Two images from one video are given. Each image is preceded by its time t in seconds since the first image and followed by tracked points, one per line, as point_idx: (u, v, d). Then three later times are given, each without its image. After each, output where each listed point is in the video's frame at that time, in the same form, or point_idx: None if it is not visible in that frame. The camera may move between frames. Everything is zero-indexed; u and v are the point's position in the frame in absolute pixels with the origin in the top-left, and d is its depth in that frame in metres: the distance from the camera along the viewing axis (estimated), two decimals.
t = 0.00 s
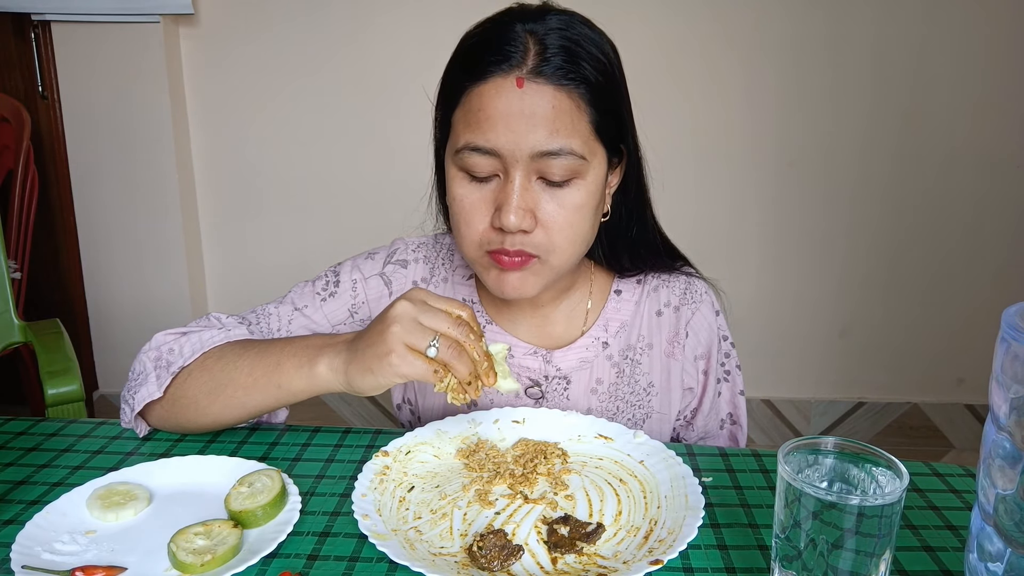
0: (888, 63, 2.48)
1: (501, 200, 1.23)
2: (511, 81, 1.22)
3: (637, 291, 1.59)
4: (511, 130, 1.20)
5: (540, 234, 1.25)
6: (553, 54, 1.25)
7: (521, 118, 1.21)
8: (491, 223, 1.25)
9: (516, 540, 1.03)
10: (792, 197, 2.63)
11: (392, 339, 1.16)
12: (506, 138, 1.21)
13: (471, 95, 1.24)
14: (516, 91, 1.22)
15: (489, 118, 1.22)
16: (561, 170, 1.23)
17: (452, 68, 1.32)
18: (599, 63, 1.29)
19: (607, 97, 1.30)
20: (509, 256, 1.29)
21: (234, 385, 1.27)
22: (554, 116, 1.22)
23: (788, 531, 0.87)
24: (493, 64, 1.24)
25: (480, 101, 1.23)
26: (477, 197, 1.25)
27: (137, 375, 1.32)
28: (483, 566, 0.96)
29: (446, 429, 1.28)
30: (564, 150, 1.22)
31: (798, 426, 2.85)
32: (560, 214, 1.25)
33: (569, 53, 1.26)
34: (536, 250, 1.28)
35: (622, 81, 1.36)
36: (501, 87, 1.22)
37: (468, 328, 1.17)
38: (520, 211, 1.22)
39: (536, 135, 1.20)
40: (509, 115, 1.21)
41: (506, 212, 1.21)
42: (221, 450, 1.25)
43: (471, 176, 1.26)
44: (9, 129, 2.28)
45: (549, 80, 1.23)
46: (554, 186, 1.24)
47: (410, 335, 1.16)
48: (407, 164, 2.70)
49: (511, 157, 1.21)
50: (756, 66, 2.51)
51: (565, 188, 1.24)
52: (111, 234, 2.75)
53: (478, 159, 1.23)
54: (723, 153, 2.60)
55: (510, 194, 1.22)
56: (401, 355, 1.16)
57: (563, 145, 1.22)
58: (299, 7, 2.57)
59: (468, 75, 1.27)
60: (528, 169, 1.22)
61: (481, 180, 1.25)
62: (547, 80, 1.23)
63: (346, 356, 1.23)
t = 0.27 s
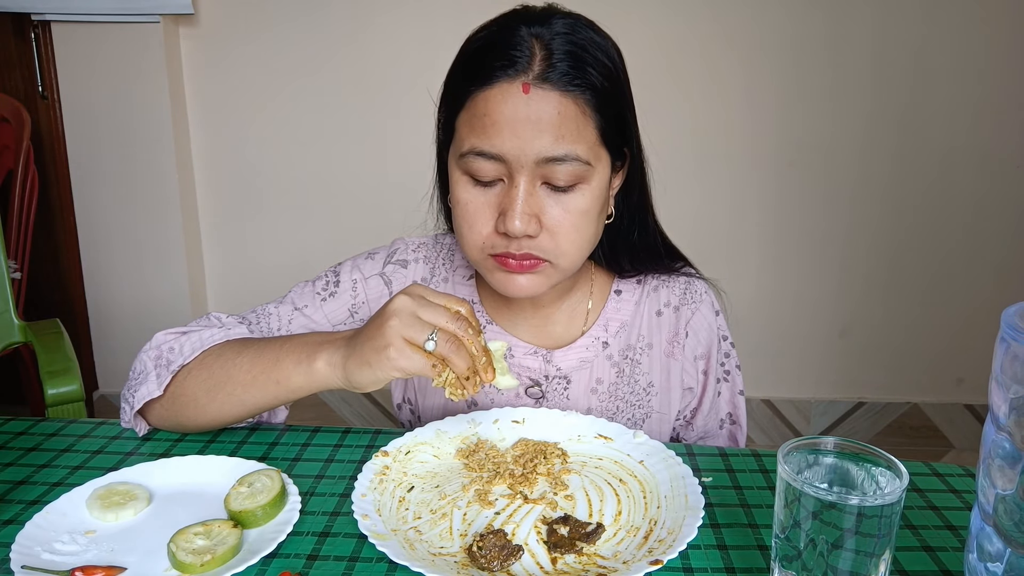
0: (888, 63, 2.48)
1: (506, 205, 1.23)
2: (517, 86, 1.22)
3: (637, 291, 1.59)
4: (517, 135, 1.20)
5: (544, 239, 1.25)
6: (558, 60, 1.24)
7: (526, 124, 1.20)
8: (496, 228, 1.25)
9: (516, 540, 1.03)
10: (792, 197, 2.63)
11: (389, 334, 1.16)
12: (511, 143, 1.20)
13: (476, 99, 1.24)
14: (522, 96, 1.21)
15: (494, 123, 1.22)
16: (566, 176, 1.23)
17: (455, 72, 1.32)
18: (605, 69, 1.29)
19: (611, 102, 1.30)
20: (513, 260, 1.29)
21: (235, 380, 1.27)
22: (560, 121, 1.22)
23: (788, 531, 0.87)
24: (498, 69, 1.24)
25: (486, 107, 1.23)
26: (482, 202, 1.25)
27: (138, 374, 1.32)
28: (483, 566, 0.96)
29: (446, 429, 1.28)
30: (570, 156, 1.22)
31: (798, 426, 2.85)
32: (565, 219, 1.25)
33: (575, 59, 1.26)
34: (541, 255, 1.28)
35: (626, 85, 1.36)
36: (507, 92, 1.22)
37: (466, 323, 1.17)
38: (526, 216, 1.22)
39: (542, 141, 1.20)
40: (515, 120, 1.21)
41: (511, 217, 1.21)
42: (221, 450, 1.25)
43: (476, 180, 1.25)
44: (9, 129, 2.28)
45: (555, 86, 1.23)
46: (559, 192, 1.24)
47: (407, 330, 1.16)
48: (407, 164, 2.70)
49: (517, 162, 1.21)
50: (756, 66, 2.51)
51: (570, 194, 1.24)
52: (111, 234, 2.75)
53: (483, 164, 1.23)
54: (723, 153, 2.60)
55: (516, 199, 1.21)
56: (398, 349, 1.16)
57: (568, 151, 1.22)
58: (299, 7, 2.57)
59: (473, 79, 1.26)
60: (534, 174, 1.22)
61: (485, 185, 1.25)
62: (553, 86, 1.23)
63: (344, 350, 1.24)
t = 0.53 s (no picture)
0: (889, 63, 2.48)
1: (509, 210, 1.23)
2: (520, 92, 1.22)
3: (637, 292, 1.59)
4: (520, 141, 1.20)
5: (546, 243, 1.26)
6: (561, 65, 1.24)
7: (529, 130, 1.20)
8: (498, 232, 1.25)
9: (516, 540, 1.03)
10: (792, 197, 2.63)
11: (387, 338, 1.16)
12: (514, 148, 1.20)
13: (479, 104, 1.24)
14: (525, 102, 1.21)
15: (497, 128, 1.21)
16: (569, 181, 1.23)
17: (458, 76, 1.31)
18: (607, 74, 1.29)
19: (613, 106, 1.30)
20: (514, 264, 1.29)
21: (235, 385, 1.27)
22: (563, 127, 1.21)
23: (788, 531, 0.87)
24: (501, 74, 1.23)
25: (488, 112, 1.22)
26: (485, 206, 1.25)
27: (139, 375, 1.33)
28: (483, 566, 0.96)
29: (446, 429, 1.28)
30: (572, 162, 1.22)
31: (798, 426, 2.85)
32: (567, 224, 1.25)
33: (577, 63, 1.25)
34: (543, 259, 1.28)
35: (628, 89, 1.36)
36: (509, 98, 1.22)
37: (465, 332, 1.18)
38: (528, 221, 1.22)
39: (545, 147, 1.20)
40: (518, 126, 1.20)
41: (513, 222, 1.21)
42: (221, 450, 1.25)
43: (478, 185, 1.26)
44: (9, 129, 2.28)
45: (558, 92, 1.23)
46: (562, 197, 1.24)
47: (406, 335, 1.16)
48: (407, 164, 2.70)
49: (519, 168, 1.21)
50: (756, 66, 2.51)
51: (572, 199, 1.25)
52: (111, 234, 2.75)
53: (486, 169, 1.23)
54: (723, 153, 2.60)
55: (518, 204, 1.22)
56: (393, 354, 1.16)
57: (571, 157, 1.22)
58: (298, 7, 2.57)
59: (475, 83, 1.26)
60: (536, 179, 1.22)
61: (488, 190, 1.25)
62: (555, 92, 1.23)
63: (337, 356, 1.23)
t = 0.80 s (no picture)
0: (889, 63, 2.48)
1: (510, 215, 1.23)
2: (521, 97, 1.22)
3: (638, 291, 1.59)
4: (521, 146, 1.20)
5: (548, 248, 1.26)
6: (564, 71, 1.24)
7: (531, 135, 1.20)
8: (500, 236, 1.26)
9: (516, 540, 1.03)
10: (792, 197, 2.63)
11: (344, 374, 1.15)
12: (516, 154, 1.20)
13: (481, 109, 1.24)
14: (526, 107, 1.21)
15: (499, 133, 1.22)
16: (570, 186, 1.23)
17: (460, 80, 1.32)
18: (609, 79, 1.29)
19: (615, 111, 1.30)
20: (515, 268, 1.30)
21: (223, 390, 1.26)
22: (564, 133, 1.22)
23: (788, 531, 0.87)
24: (503, 79, 1.24)
25: (490, 117, 1.23)
26: (486, 211, 1.26)
27: (134, 376, 1.32)
28: (483, 566, 0.96)
29: (446, 429, 1.28)
30: (574, 167, 1.22)
31: (798, 425, 2.86)
32: (568, 229, 1.25)
33: (580, 69, 1.25)
34: (544, 263, 1.28)
35: (630, 93, 1.36)
36: (511, 103, 1.22)
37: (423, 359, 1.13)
38: (529, 226, 1.22)
39: (546, 152, 1.20)
40: (519, 131, 1.21)
41: (514, 227, 1.21)
42: (221, 450, 1.25)
43: (480, 189, 1.26)
44: (10, 129, 2.28)
45: (560, 98, 1.23)
46: (563, 202, 1.24)
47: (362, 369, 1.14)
48: (407, 164, 2.70)
49: (521, 173, 1.21)
50: (756, 66, 2.51)
51: (574, 203, 1.25)
52: (111, 234, 2.75)
53: (487, 174, 1.23)
54: (724, 153, 2.60)
55: (519, 209, 1.22)
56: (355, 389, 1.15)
57: (572, 162, 1.22)
58: (298, 7, 2.57)
59: (477, 88, 1.26)
60: (538, 185, 1.22)
61: (490, 194, 1.25)
62: (557, 98, 1.23)
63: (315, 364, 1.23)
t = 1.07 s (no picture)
0: (889, 63, 2.48)
1: (512, 220, 1.23)
2: (525, 103, 1.21)
3: (639, 291, 1.59)
4: (525, 153, 1.20)
5: (550, 253, 1.26)
6: (568, 77, 1.23)
7: (534, 142, 1.20)
8: (502, 241, 1.26)
9: (516, 540, 1.03)
10: (792, 197, 2.63)
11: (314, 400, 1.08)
12: (519, 160, 1.20)
13: (485, 114, 1.23)
14: (530, 114, 1.21)
15: (502, 139, 1.21)
16: (573, 194, 1.23)
17: (464, 82, 1.31)
18: (613, 84, 1.28)
19: (619, 116, 1.30)
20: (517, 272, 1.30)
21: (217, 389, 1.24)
22: (568, 140, 1.21)
23: (788, 531, 0.87)
24: (507, 85, 1.23)
25: (493, 122, 1.22)
26: (489, 215, 1.26)
27: (132, 375, 1.32)
28: (483, 566, 0.96)
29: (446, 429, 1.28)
30: (577, 174, 1.22)
31: (798, 425, 2.86)
32: (570, 234, 1.25)
33: (584, 75, 1.25)
34: (545, 268, 1.29)
35: (635, 96, 1.35)
36: (515, 109, 1.21)
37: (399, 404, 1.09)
38: (531, 232, 1.22)
39: (549, 159, 1.20)
40: (523, 138, 1.20)
41: (516, 232, 1.22)
42: (221, 450, 1.25)
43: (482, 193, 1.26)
44: (9, 129, 2.28)
45: (564, 105, 1.22)
46: (565, 209, 1.24)
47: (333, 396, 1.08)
48: (407, 164, 2.70)
49: (524, 179, 1.21)
50: (756, 66, 2.51)
51: (576, 210, 1.25)
52: (111, 234, 2.75)
53: (490, 179, 1.23)
54: (724, 153, 2.60)
55: (522, 215, 1.22)
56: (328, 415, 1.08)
57: (575, 169, 1.22)
58: (298, 7, 2.57)
59: (481, 92, 1.26)
60: (540, 191, 1.22)
61: (492, 199, 1.26)
62: (561, 105, 1.22)
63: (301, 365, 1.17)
